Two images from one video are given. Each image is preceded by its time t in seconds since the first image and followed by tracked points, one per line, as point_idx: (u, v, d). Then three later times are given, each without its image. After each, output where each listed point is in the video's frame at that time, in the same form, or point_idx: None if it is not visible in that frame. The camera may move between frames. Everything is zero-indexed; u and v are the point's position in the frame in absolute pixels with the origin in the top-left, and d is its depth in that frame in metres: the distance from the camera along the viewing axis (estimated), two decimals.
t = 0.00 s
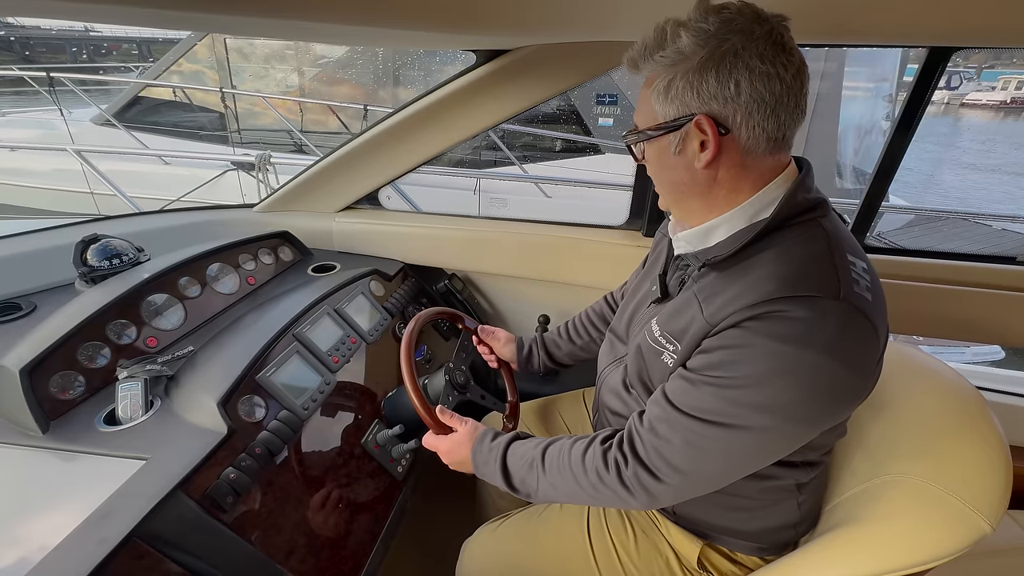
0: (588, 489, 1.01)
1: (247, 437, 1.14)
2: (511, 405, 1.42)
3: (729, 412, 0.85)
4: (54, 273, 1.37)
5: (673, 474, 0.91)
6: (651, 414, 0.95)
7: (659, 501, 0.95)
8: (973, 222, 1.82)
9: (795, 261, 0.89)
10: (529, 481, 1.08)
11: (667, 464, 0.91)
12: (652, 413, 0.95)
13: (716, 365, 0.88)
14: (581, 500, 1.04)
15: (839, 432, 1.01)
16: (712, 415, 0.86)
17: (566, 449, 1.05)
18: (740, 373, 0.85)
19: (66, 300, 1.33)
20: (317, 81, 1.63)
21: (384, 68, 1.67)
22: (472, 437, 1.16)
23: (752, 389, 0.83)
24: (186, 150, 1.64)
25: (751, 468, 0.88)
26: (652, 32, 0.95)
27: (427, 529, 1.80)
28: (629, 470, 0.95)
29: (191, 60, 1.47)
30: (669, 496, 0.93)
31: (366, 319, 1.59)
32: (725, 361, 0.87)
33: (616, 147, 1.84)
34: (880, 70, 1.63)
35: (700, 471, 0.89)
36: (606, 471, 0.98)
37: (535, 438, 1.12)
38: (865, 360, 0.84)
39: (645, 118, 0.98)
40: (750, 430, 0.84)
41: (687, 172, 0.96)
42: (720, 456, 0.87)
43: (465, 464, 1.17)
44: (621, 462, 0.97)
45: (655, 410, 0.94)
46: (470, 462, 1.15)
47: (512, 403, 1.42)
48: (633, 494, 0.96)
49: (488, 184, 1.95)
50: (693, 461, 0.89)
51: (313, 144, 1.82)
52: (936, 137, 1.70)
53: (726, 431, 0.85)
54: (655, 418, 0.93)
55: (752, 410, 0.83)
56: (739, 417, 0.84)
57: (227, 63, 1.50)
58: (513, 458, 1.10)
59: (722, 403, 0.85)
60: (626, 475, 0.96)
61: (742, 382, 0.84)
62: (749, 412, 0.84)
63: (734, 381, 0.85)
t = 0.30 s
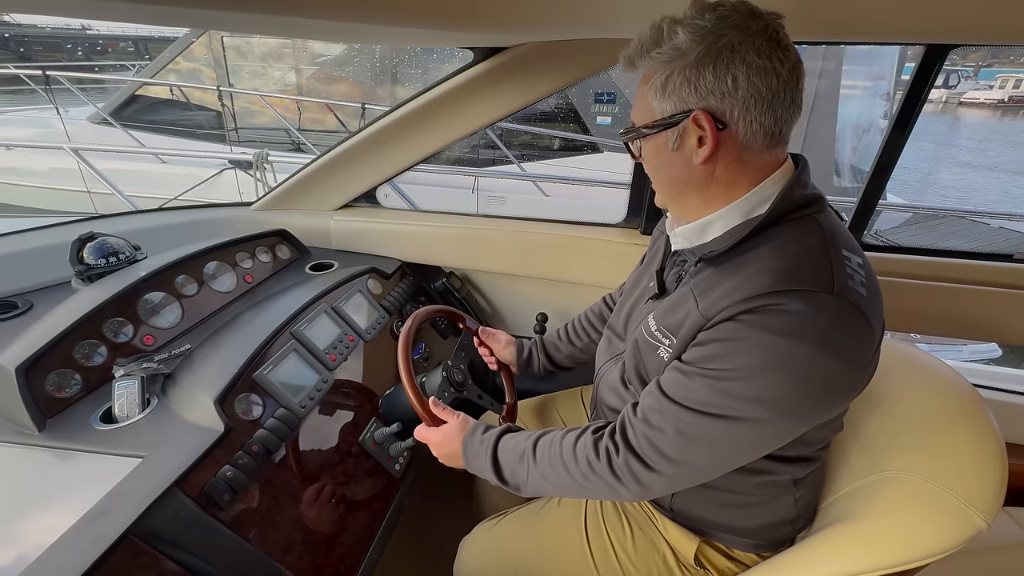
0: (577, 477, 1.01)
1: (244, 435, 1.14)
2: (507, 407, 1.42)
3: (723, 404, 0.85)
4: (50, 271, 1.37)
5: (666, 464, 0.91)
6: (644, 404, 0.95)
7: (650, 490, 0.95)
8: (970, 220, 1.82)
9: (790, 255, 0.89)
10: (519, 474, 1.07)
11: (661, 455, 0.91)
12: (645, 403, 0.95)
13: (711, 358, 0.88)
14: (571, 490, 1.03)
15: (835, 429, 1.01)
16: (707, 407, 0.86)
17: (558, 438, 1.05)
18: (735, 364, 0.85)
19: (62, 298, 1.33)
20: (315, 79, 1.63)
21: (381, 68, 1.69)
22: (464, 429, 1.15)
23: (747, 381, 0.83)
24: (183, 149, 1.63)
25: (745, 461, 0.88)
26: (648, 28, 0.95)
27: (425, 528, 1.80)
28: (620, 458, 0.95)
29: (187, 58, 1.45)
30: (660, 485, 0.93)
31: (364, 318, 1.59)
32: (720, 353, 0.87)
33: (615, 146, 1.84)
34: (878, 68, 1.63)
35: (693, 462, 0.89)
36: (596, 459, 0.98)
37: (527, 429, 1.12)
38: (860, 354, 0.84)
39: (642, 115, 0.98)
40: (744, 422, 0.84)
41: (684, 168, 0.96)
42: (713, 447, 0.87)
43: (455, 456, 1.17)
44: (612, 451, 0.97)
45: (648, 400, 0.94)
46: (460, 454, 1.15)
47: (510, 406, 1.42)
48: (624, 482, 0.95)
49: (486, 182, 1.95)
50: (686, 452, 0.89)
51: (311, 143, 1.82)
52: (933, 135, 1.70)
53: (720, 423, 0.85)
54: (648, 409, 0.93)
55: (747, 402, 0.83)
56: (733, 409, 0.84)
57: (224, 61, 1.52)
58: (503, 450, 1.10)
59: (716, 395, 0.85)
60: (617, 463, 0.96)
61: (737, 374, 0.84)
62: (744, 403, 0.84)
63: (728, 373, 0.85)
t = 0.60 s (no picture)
0: (581, 481, 1.01)
1: (241, 433, 1.14)
2: (506, 407, 1.41)
3: (726, 405, 0.85)
4: (46, 270, 1.37)
5: (670, 467, 0.91)
6: (647, 406, 0.95)
7: (653, 494, 0.95)
8: (967, 219, 1.83)
9: (792, 254, 0.89)
10: (520, 476, 1.07)
11: (664, 457, 0.91)
12: (648, 405, 0.95)
13: (714, 358, 0.88)
14: (575, 493, 1.03)
15: (833, 427, 1.01)
16: (710, 408, 0.86)
17: (562, 441, 1.06)
18: (737, 365, 0.85)
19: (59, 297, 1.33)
20: (312, 78, 1.61)
21: (379, 66, 1.69)
22: (463, 427, 1.15)
23: (749, 381, 0.83)
24: (182, 148, 1.62)
25: (748, 462, 0.89)
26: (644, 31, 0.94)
27: (423, 526, 1.80)
28: (624, 462, 0.95)
29: (185, 57, 1.45)
30: (664, 488, 0.93)
31: (362, 317, 1.59)
32: (723, 353, 0.87)
33: (613, 145, 1.84)
34: (875, 68, 1.63)
35: (697, 465, 0.89)
36: (600, 462, 0.99)
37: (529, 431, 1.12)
38: (862, 353, 0.84)
39: (642, 120, 0.97)
40: (747, 423, 0.84)
41: (688, 171, 0.95)
42: (717, 449, 0.87)
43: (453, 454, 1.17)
44: (615, 454, 0.97)
45: (651, 402, 0.95)
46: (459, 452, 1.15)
47: (506, 407, 1.41)
48: (627, 486, 0.96)
49: (484, 180, 1.95)
50: (690, 455, 0.89)
51: (309, 142, 1.81)
52: (930, 135, 1.70)
53: (723, 425, 0.85)
54: (652, 412, 0.93)
55: (749, 403, 0.83)
56: (735, 410, 0.84)
57: (221, 59, 1.51)
58: (504, 450, 1.10)
59: (719, 397, 0.86)
60: (621, 467, 0.96)
61: (739, 374, 0.84)
62: (746, 404, 0.84)
63: (731, 374, 0.85)
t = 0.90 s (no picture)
0: (618, 517, 0.99)
1: (238, 432, 1.14)
2: (505, 404, 1.41)
3: (749, 419, 0.85)
4: (43, 269, 1.36)
5: (703, 491, 0.90)
6: (671, 433, 0.94)
7: (692, 521, 0.94)
8: (966, 218, 1.83)
9: (796, 253, 0.89)
10: (552, 511, 1.06)
11: (694, 480, 0.90)
12: (671, 432, 0.94)
13: (731, 371, 0.88)
14: (611, 527, 1.02)
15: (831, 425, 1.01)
16: (734, 425, 0.86)
17: (589, 474, 1.04)
18: (758, 377, 0.84)
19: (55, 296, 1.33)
20: (310, 77, 1.62)
21: (376, 64, 1.69)
22: (486, 460, 1.15)
23: (772, 394, 0.83)
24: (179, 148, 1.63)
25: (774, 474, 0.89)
26: (638, 36, 0.93)
27: (421, 527, 1.79)
28: (660, 496, 0.94)
29: (182, 56, 1.44)
30: (702, 514, 0.92)
31: (359, 316, 1.58)
32: (740, 366, 0.86)
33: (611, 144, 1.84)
34: (874, 67, 1.63)
35: (728, 485, 0.88)
36: (635, 497, 0.97)
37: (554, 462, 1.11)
38: (869, 350, 0.85)
39: (638, 129, 0.96)
40: (771, 435, 0.84)
41: (688, 179, 0.96)
42: (745, 466, 0.87)
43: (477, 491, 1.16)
44: (650, 487, 0.95)
45: (675, 429, 0.93)
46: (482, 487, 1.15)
47: (506, 407, 1.41)
48: (665, 517, 0.94)
49: (482, 179, 1.95)
50: (720, 476, 0.88)
51: (306, 141, 1.81)
52: (928, 134, 1.70)
53: (747, 441, 0.85)
54: (677, 438, 0.92)
55: (773, 416, 0.83)
56: (760, 425, 0.84)
57: (219, 58, 1.49)
58: (531, 483, 1.08)
59: (742, 412, 0.85)
60: (657, 501, 0.94)
61: (759, 387, 0.84)
62: (770, 416, 0.84)
63: (747, 386, 0.85)
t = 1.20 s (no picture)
0: (638, 531, 0.98)
1: (237, 432, 1.14)
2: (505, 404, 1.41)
3: (761, 423, 0.85)
4: (41, 270, 1.36)
5: (721, 501, 0.89)
6: (684, 444, 0.92)
7: (712, 532, 0.93)
8: (965, 218, 1.83)
9: (794, 250, 0.89)
10: (570, 525, 1.05)
11: (710, 489, 0.89)
12: (684, 442, 0.93)
13: (738, 374, 0.87)
14: (631, 540, 1.01)
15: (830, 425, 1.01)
16: (746, 430, 0.86)
17: (606, 488, 1.03)
18: (768, 380, 0.84)
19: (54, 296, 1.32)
20: (309, 76, 1.62)
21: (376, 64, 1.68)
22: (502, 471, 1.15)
23: (782, 395, 0.83)
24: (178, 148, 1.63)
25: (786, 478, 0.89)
26: (621, 33, 0.93)
27: (420, 527, 1.79)
28: (679, 509, 0.93)
29: (180, 55, 1.44)
30: (721, 524, 0.91)
31: (359, 316, 1.58)
32: (748, 369, 0.86)
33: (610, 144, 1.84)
34: (872, 67, 1.63)
35: (745, 492, 0.88)
36: (654, 511, 0.96)
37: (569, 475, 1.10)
38: (866, 347, 0.85)
39: (618, 125, 0.97)
40: (782, 437, 0.84)
41: (666, 177, 0.96)
42: (759, 471, 0.86)
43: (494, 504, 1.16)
44: (669, 501, 0.94)
45: (687, 438, 0.92)
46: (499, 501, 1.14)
47: (506, 407, 1.41)
48: (686, 530, 0.93)
49: (481, 179, 1.95)
50: (737, 483, 0.87)
51: (305, 140, 1.81)
52: (927, 134, 1.71)
53: (762, 445, 0.85)
54: (689, 446, 0.91)
55: (782, 417, 0.83)
56: (771, 428, 0.84)
57: (217, 58, 1.49)
58: (548, 497, 1.08)
59: (753, 417, 0.85)
60: (677, 514, 0.93)
61: (768, 390, 0.84)
62: (780, 418, 0.84)
63: (757, 389, 0.85)
